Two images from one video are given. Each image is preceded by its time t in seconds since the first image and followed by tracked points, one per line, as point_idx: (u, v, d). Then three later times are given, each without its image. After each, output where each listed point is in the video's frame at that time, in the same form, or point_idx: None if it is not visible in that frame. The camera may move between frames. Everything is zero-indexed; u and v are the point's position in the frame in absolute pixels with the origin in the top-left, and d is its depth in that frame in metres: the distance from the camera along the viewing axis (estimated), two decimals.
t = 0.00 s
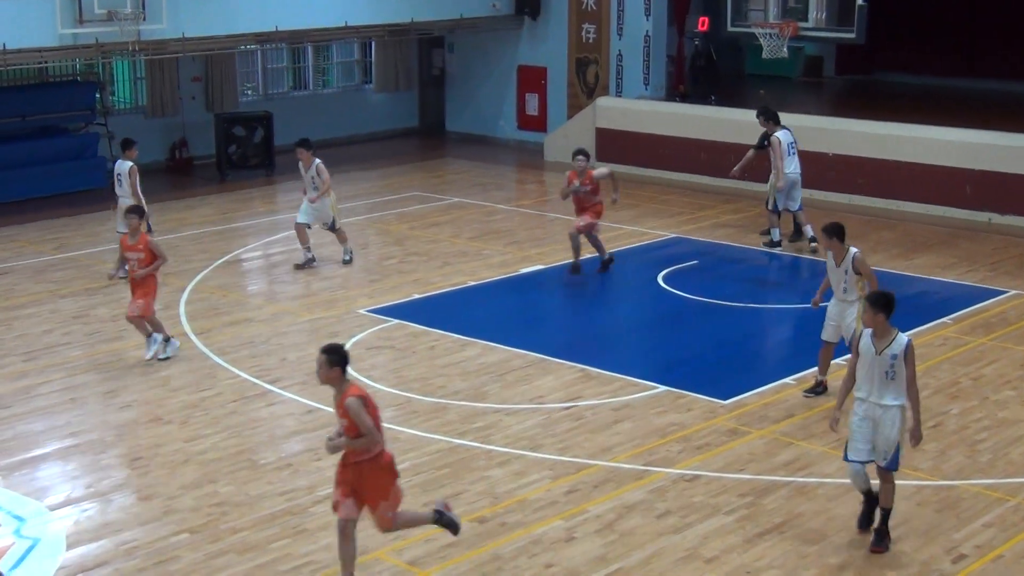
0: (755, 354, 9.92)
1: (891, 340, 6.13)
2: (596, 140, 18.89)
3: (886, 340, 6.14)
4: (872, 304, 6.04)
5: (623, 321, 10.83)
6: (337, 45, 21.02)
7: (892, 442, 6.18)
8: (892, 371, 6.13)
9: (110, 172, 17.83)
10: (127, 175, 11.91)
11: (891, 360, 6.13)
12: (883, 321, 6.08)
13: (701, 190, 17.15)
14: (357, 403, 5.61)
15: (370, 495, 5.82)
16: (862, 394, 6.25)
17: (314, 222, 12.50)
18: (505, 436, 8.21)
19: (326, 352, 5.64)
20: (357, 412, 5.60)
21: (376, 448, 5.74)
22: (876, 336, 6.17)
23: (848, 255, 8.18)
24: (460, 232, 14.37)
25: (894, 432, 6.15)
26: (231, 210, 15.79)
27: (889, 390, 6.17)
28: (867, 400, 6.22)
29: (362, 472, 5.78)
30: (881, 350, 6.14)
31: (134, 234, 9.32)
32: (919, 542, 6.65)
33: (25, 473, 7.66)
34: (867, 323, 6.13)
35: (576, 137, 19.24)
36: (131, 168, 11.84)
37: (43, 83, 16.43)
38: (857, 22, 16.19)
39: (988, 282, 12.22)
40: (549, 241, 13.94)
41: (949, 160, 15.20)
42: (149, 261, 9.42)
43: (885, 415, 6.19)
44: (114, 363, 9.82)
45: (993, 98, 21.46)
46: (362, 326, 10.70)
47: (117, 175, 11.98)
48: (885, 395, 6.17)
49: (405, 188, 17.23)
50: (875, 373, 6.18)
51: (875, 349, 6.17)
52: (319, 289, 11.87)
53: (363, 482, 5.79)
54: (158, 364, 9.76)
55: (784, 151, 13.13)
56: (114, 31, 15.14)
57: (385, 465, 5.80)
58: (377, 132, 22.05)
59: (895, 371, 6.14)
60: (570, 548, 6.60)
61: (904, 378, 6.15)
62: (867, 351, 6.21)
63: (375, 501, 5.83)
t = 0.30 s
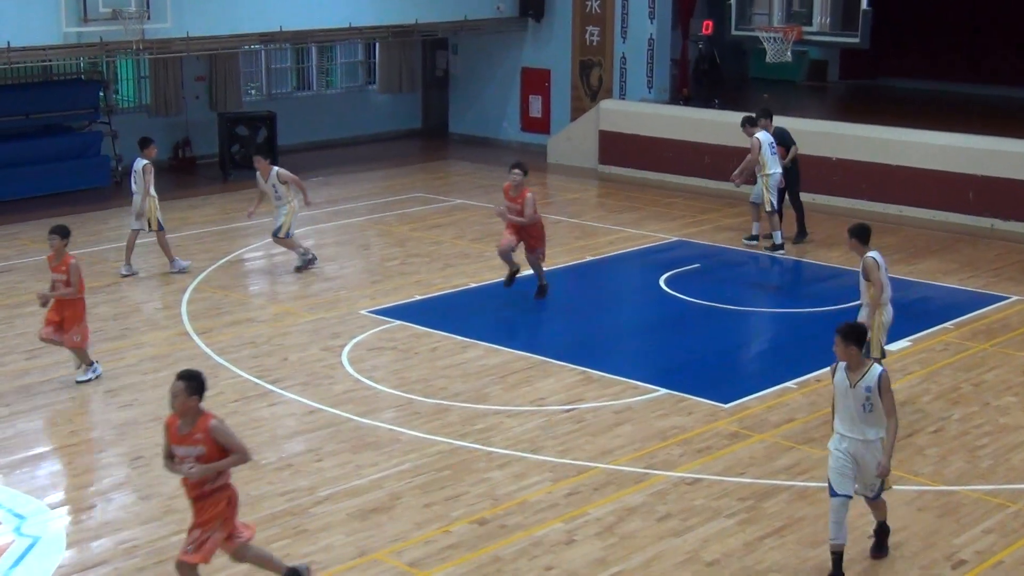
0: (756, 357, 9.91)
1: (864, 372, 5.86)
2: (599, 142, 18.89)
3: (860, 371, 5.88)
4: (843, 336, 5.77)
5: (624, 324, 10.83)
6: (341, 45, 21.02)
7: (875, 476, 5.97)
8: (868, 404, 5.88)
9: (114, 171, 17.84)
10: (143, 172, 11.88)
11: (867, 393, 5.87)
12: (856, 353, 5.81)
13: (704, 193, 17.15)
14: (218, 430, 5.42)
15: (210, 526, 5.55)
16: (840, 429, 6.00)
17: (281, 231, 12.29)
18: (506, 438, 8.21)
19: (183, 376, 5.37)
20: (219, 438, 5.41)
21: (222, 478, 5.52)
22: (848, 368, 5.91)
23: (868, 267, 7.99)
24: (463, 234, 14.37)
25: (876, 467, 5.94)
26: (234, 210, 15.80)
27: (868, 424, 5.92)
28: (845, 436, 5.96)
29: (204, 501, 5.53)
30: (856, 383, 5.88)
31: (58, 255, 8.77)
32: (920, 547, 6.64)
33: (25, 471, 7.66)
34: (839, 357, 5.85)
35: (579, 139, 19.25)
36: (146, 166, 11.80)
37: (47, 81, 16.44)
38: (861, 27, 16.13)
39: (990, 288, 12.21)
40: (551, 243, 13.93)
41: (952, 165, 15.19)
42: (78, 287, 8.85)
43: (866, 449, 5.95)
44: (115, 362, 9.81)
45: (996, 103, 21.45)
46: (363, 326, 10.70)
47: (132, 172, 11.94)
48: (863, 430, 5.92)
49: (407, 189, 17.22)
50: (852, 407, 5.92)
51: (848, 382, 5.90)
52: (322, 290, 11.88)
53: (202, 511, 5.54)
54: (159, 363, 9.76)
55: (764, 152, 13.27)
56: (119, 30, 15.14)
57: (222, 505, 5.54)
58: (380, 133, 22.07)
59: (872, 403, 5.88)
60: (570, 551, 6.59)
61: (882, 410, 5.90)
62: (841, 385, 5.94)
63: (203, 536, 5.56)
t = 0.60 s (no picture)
0: (759, 356, 9.91)
1: (836, 380, 5.69)
2: (600, 142, 18.89)
3: (832, 380, 5.71)
4: (814, 339, 5.66)
5: (626, 323, 10.83)
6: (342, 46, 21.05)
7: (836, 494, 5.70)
8: (835, 415, 5.68)
9: (115, 173, 17.86)
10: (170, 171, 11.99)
11: (835, 402, 5.68)
12: (827, 359, 5.67)
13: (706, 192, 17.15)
14: (19, 472, 5.11)
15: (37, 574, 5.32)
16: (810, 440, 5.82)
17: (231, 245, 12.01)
18: (509, 438, 8.21)
19: None
20: (18, 480, 5.10)
21: (41, 520, 5.26)
22: (823, 376, 5.75)
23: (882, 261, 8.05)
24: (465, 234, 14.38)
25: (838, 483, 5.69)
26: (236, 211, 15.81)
27: (834, 436, 5.72)
28: (812, 446, 5.78)
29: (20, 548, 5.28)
30: (825, 391, 5.71)
31: None
32: (923, 545, 6.64)
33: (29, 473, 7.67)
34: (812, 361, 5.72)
35: (581, 139, 19.24)
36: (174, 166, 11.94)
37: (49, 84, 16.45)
38: (863, 25, 16.13)
39: (993, 286, 12.20)
40: (553, 243, 13.92)
41: (954, 163, 15.19)
42: None
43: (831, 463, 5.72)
44: (117, 363, 9.82)
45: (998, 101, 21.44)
46: (366, 327, 10.70)
47: (159, 173, 12.07)
48: (829, 441, 5.72)
49: (409, 189, 17.22)
50: (820, 416, 5.74)
51: (819, 390, 5.74)
52: (325, 291, 11.89)
53: (26, 559, 5.29)
54: (162, 365, 9.78)
55: (735, 149, 13.73)
56: (120, 32, 15.16)
57: (52, 541, 5.32)
58: (382, 133, 22.08)
59: (840, 414, 5.68)
60: (574, 550, 6.60)
61: (851, 423, 5.68)
62: (813, 394, 5.78)
63: None
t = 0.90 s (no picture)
0: (762, 357, 9.90)
1: (805, 408, 5.40)
2: (603, 142, 18.89)
3: (800, 408, 5.41)
4: (782, 364, 5.35)
5: (628, 324, 10.82)
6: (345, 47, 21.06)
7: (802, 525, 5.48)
8: (802, 445, 5.41)
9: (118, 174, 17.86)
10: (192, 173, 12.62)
11: (803, 432, 5.40)
12: (798, 387, 5.37)
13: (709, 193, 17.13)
14: None
15: None
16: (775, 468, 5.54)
17: (163, 250, 11.52)
18: (512, 439, 8.21)
19: None
20: None
21: None
22: (790, 402, 5.46)
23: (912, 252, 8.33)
24: (468, 234, 14.37)
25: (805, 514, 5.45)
26: (238, 212, 15.80)
27: (800, 465, 5.46)
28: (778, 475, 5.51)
29: None
30: (793, 419, 5.42)
31: None
32: (926, 545, 6.64)
33: (32, 474, 7.67)
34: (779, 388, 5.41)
35: (583, 139, 19.24)
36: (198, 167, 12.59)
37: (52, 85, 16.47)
38: (865, 25, 16.12)
39: (996, 286, 12.19)
40: (556, 243, 13.92)
41: (957, 163, 15.17)
42: None
43: (797, 492, 5.47)
44: (119, 364, 9.82)
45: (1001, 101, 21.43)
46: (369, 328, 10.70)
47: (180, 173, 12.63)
48: (795, 472, 5.46)
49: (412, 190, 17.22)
50: (786, 444, 5.46)
51: (786, 418, 5.45)
52: (327, 291, 11.89)
53: None
54: (165, 365, 9.79)
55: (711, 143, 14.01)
56: (122, 33, 15.19)
57: None
58: (385, 134, 22.09)
59: (808, 444, 5.41)
60: (577, 550, 6.60)
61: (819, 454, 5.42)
62: (779, 420, 5.49)
63: None
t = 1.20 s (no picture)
0: (764, 359, 9.89)
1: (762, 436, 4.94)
2: (605, 144, 18.89)
3: (757, 435, 4.96)
4: (736, 389, 4.92)
5: (631, 326, 10.81)
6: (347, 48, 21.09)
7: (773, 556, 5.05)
8: (762, 476, 4.94)
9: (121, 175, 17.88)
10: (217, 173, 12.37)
11: (761, 462, 4.93)
12: (752, 412, 4.92)
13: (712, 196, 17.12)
14: None
15: None
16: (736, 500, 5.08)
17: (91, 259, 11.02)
18: (514, 440, 8.22)
19: None
20: None
21: None
22: (747, 431, 5.01)
23: (905, 250, 8.42)
24: (470, 236, 14.38)
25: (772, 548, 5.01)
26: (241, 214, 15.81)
27: (759, 495, 4.99)
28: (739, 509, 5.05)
29: None
30: (750, 448, 4.97)
31: None
32: (929, 548, 6.63)
33: (35, 475, 7.68)
34: (734, 415, 4.97)
35: (586, 141, 19.25)
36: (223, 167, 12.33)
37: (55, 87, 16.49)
38: (868, 26, 16.11)
39: (998, 288, 12.18)
40: (559, 245, 13.93)
41: (960, 166, 15.17)
42: None
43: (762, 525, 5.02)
44: (122, 366, 9.82)
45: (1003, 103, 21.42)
46: (372, 329, 10.70)
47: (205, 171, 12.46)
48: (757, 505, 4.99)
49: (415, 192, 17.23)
50: (744, 477, 5.00)
51: (744, 448, 4.99)
52: (330, 293, 11.89)
53: None
54: (168, 367, 9.80)
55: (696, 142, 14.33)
56: (126, 34, 15.21)
57: None
58: (387, 135, 22.11)
59: (766, 474, 4.94)
60: (579, 552, 6.60)
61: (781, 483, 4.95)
62: (737, 450, 5.03)
63: None
